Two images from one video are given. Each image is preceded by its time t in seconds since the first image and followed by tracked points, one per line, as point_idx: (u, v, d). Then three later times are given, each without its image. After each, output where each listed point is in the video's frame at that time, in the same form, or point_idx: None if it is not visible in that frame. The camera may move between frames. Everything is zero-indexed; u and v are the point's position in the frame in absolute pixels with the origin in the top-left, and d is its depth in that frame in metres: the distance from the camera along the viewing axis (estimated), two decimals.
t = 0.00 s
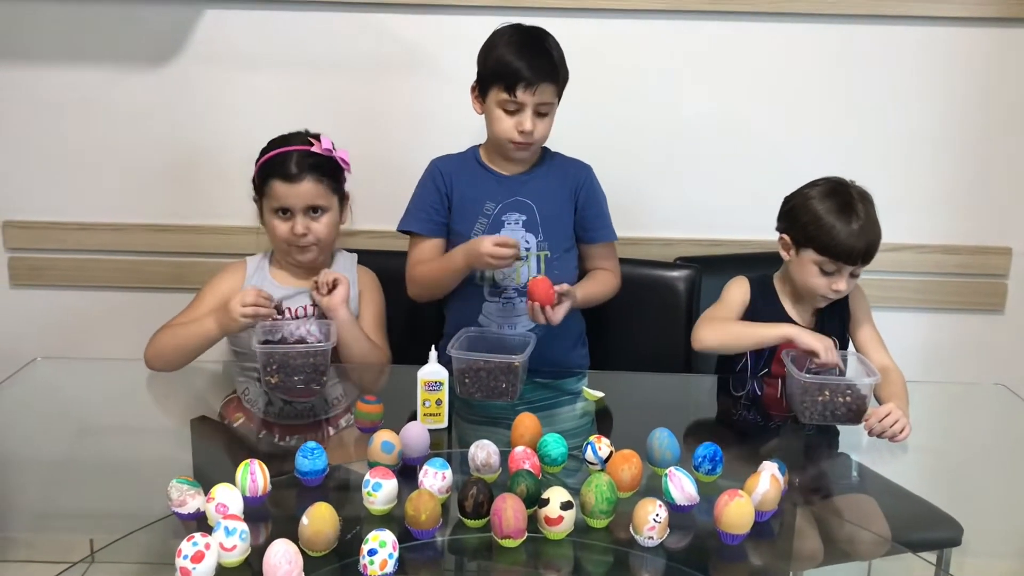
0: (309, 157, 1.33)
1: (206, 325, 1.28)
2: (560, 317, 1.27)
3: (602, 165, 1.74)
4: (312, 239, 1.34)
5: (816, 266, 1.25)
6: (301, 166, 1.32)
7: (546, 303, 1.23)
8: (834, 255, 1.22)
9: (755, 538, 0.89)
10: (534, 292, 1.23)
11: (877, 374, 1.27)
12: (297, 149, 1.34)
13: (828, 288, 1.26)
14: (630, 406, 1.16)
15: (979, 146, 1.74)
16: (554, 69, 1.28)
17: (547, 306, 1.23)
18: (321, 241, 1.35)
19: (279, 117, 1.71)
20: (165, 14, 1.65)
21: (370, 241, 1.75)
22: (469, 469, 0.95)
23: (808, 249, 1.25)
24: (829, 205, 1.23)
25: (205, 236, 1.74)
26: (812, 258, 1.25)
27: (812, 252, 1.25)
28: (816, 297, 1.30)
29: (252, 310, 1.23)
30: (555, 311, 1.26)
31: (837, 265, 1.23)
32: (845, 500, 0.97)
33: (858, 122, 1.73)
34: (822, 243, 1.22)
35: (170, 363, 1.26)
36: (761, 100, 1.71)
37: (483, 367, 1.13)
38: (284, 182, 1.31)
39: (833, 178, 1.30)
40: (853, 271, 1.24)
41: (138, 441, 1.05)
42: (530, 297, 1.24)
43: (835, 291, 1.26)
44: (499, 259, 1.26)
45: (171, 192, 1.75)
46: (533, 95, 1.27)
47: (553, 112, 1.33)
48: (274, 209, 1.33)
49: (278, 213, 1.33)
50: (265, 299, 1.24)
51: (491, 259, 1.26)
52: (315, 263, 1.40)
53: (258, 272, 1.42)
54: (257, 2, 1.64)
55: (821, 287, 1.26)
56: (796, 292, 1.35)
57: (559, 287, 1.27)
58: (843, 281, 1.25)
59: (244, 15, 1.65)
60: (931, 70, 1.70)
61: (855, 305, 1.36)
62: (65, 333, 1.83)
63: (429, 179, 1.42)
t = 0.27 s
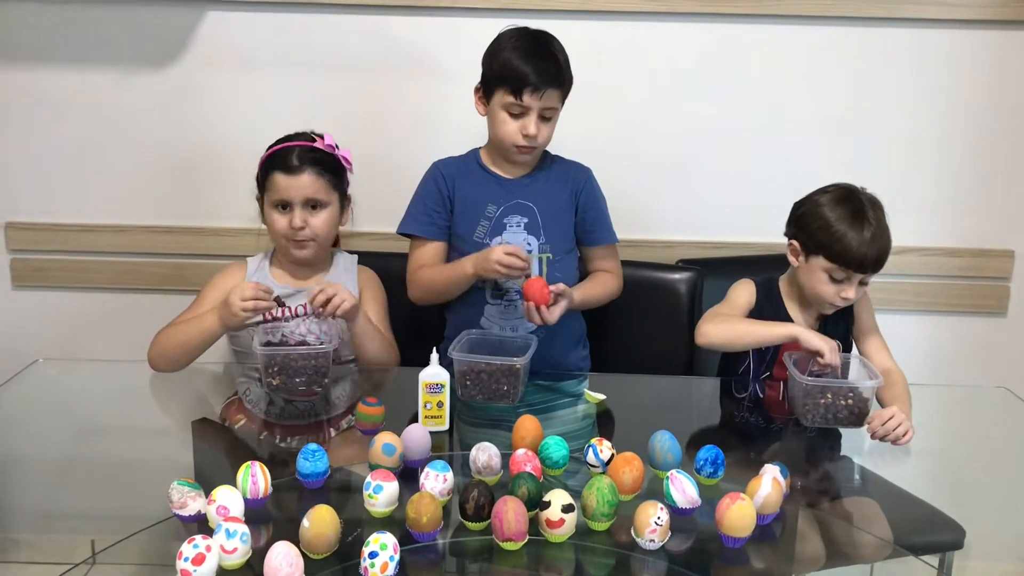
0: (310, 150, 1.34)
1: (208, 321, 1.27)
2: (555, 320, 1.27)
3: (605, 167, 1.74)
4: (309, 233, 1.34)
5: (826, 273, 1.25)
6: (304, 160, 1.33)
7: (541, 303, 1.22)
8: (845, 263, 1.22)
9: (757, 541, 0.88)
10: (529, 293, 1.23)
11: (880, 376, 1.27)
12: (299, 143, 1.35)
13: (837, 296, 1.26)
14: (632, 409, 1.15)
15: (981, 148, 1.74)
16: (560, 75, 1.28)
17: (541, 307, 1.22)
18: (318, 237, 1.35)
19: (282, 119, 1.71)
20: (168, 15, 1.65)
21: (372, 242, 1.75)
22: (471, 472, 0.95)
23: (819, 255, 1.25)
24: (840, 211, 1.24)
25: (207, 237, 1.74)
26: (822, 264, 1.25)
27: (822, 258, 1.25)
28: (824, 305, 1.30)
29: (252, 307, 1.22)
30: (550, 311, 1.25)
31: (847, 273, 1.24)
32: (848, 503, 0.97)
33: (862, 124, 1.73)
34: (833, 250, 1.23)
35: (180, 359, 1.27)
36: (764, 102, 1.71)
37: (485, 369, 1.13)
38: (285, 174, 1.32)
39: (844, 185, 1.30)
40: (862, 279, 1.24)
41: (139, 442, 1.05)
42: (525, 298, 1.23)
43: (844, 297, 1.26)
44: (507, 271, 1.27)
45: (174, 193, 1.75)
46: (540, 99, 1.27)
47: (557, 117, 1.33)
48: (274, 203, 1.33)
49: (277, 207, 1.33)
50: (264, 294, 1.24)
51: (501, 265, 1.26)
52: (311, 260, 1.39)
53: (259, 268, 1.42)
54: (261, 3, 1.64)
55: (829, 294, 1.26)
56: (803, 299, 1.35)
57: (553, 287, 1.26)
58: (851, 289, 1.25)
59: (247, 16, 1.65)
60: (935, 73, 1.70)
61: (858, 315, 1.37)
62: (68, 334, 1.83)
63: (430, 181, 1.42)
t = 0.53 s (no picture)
0: (312, 139, 1.35)
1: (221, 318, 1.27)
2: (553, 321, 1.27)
3: (606, 167, 1.74)
4: (307, 221, 1.33)
5: (830, 276, 1.25)
6: (305, 148, 1.34)
7: (538, 302, 1.21)
8: (850, 266, 1.22)
9: (757, 541, 0.88)
10: (525, 291, 1.22)
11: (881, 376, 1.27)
12: (301, 134, 1.37)
13: (840, 299, 1.26)
14: (632, 408, 1.15)
15: (983, 148, 1.73)
16: (564, 74, 1.28)
17: (538, 306, 1.22)
18: (317, 225, 1.35)
19: (282, 118, 1.71)
20: (169, 14, 1.65)
21: (373, 242, 1.75)
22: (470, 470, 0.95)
23: (824, 259, 1.25)
24: (846, 215, 1.23)
25: (207, 236, 1.74)
26: (826, 268, 1.25)
27: (826, 262, 1.25)
28: (827, 307, 1.30)
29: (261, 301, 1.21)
30: (546, 311, 1.25)
31: (852, 277, 1.23)
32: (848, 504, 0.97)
33: (862, 124, 1.73)
34: (838, 255, 1.22)
35: (192, 356, 1.28)
36: (765, 102, 1.71)
37: (485, 368, 1.12)
38: (286, 160, 1.33)
39: (850, 188, 1.30)
40: (866, 283, 1.24)
41: (137, 441, 1.05)
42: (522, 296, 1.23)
43: (847, 302, 1.26)
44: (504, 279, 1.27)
45: (174, 193, 1.75)
46: (544, 99, 1.27)
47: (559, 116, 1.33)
48: (274, 190, 1.33)
49: (277, 194, 1.33)
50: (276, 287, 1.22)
51: (501, 268, 1.26)
52: (309, 253, 1.38)
53: (257, 265, 1.43)
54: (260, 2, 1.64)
55: (832, 297, 1.26)
56: (806, 300, 1.35)
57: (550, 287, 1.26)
58: (855, 293, 1.25)
59: (248, 15, 1.65)
60: (936, 73, 1.70)
61: (862, 317, 1.37)
62: (68, 333, 1.83)
63: (431, 179, 1.42)
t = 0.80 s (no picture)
0: (316, 135, 1.38)
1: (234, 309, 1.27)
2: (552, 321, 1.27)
3: (607, 165, 1.74)
4: (309, 209, 1.33)
5: (833, 278, 1.25)
6: (308, 140, 1.36)
7: (539, 301, 1.21)
8: (854, 269, 1.22)
9: (758, 540, 0.88)
10: (528, 290, 1.22)
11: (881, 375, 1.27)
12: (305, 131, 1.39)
13: (843, 301, 1.27)
14: (633, 407, 1.15)
15: (985, 148, 1.73)
16: (568, 73, 1.28)
17: (539, 306, 1.22)
18: (319, 214, 1.34)
19: (283, 116, 1.71)
20: (170, 12, 1.65)
21: (373, 240, 1.75)
22: (471, 469, 0.95)
23: (828, 261, 1.25)
24: (852, 218, 1.23)
25: (208, 234, 1.74)
26: (830, 270, 1.25)
27: (831, 264, 1.24)
28: (831, 309, 1.30)
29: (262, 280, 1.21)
30: (548, 311, 1.25)
31: (856, 279, 1.23)
32: (849, 503, 0.96)
33: (863, 123, 1.72)
34: (843, 257, 1.22)
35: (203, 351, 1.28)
36: (766, 101, 1.71)
37: (487, 366, 1.12)
38: (290, 150, 1.35)
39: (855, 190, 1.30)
40: (870, 285, 1.24)
41: (138, 438, 1.04)
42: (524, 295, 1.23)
43: (850, 304, 1.26)
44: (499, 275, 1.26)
45: (175, 191, 1.75)
46: (548, 97, 1.27)
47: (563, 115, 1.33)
48: (276, 179, 1.34)
49: (279, 184, 1.34)
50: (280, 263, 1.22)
51: (496, 264, 1.25)
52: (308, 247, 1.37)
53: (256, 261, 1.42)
54: None
55: (835, 300, 1.27)
56: (810, 300, 1.34)
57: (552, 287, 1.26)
58: (858, 296, 1.25)
59: (249, 13, 1.65)
60: (938, 72, 1.69)
61: (864, 317, 1.36)
62: (69, 331, 1.83)
63: (433, 178, 1.42)
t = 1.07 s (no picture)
0: (307, 137, 1.39)
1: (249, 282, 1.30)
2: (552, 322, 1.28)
3: (608, 163, 1.73)
4: (301, 204, 1.33)
5: (835, 277, 1.25)
6: (299, 140, 1.37)
7: (541, 301, 1.22)
8: (858, 269, 1.22)
9: (759, 537, 0.88)
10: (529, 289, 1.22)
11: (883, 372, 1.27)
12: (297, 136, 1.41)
13: (845, 301, 1.27)
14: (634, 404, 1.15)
15: (987, 146, 1.73)
16: (571, 67, 1.28)
17: (541, 305, 1.22)
18: (312, 208, 1.34)
19: (284, 114, 1.71)
20: (171, 10, 1.65)
21: (375, 239, 1.75)
22: (472, 466, 0.95)
23: (831, 260, 1.25)
24: (855, 217, 1.23)
25: (210, 233, 1.74)
26: (832, 269, 1.25)
27: (834, 263, 1.24)
28: (834, 309, 1.30)
29: (259, 241, 1.27)
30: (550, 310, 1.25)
31: (858, 279, 1.23)
32: (851, 500, 0.96)
33: (865, 120, 1.72)
34: (846, 257, 1.22)
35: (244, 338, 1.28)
36: (767, 99, 1.70)
37: (487, 364, 1.12)
38: (280, 150, 1.35)
39: (857, 189, 1.30)
40: (871, 285, 1.24)
41: (140, 436, 1.05)
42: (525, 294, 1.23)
43: (852, 304, 1.26)
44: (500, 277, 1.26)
45: (177, 189, 1.75)
46: (553, 91, 1.27)
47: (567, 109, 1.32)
48: (268, 178, 1.34)
49: (272, 182, 1.34)
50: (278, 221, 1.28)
51: (498, 265, 1.25)
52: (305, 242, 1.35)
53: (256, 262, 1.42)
54: None
55: (837, 300, 1.27)
56: (812, 299, 1.34)
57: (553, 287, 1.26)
58: (860, 295, 1.25)
59: (250, 11, 1.65)
60: (940, 69, 1.69)
61: (867, 317, 1.36)
62: (71, 329, 1.84)
63: (435, 177, 1.42)
